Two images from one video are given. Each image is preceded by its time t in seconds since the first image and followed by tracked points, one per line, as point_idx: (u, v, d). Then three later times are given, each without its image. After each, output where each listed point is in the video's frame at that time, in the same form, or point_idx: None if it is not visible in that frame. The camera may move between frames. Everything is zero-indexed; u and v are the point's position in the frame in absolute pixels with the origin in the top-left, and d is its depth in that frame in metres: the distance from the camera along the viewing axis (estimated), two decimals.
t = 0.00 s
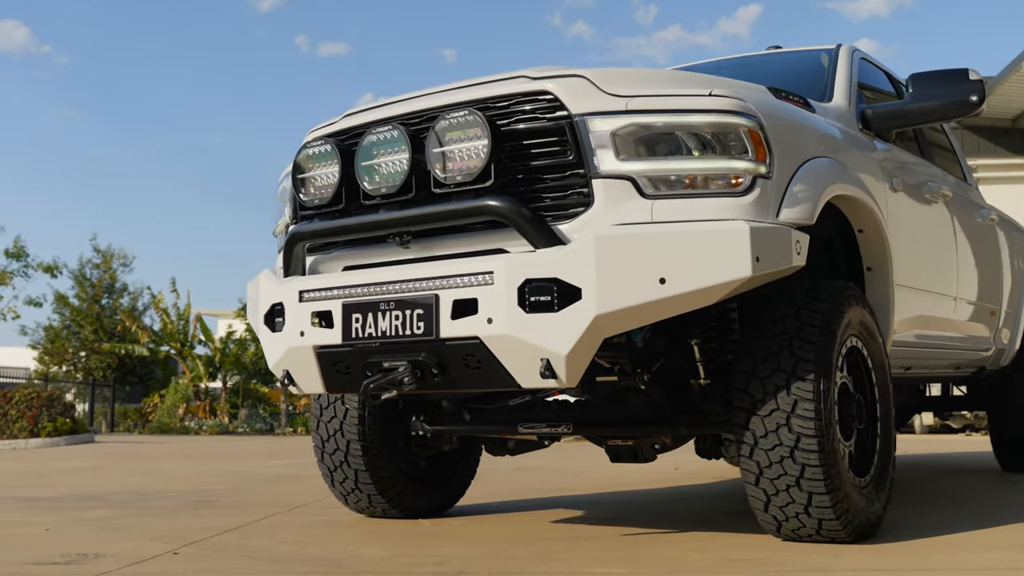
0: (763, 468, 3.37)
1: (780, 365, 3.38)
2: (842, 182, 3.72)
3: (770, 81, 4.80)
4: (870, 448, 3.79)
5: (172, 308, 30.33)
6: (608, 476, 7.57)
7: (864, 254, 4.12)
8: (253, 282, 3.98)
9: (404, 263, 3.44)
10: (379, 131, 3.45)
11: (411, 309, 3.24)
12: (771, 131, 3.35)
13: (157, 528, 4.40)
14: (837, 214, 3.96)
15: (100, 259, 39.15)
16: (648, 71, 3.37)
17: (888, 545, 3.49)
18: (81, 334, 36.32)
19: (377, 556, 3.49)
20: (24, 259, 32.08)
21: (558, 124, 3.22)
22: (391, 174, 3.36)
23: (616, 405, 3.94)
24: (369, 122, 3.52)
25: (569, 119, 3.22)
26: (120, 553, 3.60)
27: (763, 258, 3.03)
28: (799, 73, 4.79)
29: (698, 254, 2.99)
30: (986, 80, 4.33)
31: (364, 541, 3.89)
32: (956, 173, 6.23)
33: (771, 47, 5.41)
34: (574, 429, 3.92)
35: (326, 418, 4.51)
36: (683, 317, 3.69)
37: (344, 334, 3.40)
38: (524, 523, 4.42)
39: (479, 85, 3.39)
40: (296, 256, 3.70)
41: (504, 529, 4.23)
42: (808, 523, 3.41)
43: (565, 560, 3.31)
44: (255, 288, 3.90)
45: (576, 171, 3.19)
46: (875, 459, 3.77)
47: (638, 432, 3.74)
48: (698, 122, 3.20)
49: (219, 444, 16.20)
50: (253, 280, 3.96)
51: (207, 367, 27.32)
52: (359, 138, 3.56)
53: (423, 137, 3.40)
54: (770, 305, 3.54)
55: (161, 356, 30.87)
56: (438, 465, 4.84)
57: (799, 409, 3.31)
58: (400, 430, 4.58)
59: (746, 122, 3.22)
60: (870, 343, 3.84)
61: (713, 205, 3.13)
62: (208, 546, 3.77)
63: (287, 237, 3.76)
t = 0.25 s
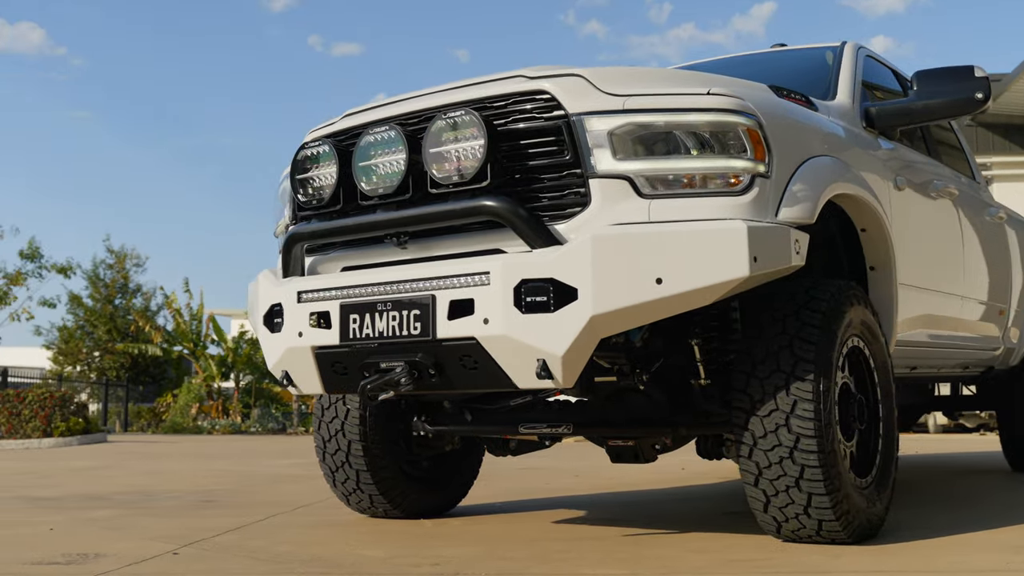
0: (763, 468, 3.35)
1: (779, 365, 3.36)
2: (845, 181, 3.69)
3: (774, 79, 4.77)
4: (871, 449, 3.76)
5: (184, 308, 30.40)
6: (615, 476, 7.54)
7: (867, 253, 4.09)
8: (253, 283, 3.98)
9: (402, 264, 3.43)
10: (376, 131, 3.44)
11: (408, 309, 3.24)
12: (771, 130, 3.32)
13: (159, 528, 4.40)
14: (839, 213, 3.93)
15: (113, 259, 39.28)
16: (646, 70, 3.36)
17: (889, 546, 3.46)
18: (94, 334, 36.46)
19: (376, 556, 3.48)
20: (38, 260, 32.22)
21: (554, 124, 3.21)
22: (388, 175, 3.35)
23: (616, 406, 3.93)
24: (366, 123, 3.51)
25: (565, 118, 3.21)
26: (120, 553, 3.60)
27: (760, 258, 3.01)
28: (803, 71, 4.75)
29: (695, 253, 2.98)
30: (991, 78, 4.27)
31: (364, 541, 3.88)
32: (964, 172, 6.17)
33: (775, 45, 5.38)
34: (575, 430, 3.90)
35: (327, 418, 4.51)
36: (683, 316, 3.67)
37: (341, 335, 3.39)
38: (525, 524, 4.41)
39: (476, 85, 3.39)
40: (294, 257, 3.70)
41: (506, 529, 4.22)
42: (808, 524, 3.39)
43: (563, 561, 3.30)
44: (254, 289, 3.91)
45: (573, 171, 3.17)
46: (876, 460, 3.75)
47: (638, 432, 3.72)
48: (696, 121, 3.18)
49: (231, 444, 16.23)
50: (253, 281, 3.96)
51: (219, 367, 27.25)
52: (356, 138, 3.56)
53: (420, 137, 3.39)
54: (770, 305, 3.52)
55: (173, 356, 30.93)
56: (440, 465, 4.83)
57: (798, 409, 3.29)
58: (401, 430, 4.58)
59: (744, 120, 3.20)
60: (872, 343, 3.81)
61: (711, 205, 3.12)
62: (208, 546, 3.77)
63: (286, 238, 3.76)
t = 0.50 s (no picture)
0: (761, 469, 3.34)
1: (777, 365, 3.35)
2: (845, 180, 3.67)
3: (776, 77, 4.74)
4: (873, 449, 3.74)
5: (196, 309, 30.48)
6: (621, 477, 7.51)
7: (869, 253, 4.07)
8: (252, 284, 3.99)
9: (399, 264, 3.43)
10: (373, 132, 3.44)
11: (405, 309, 3.23)
12: (768, 128, 3.30)
13: (161, 528, 4.41)
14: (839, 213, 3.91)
15: (126, 260, 39.42)
16: (643, 69, 3.35)
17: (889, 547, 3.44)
18: (107, 335, 36.59)
19: (374, 557, 3.48)
20: (51, 261, 32.34)
21: (550, 124, 3.20)
22: (385, 175, 3.35)
23: (616, 406, 3.92)
24: (364, 123, 3.51)
25: (561, 118, 3.21)
26: (120, 553, 3.61)
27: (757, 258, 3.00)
28: (806, 69, 4.73)
29: (692, 253, 2.96)
30: (994, 76, 4.23)
31: (363, 541, 3.88)
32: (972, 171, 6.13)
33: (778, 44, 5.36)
34: (574, 430, 3.89)
35: (328, 418, 4.51)
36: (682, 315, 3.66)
37: (339, 336, 3.39)
38: (527, 524, 4.40)
39: (473, 86, 3.38)
40: (292, 258, 3.70)
41: (506, 530, 4.21)
42: (807, 525, 3.37)
43: (560, 562, 3.29)
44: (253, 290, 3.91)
45: (569, 171, 3.17)
46: (877, 460, 3.73)
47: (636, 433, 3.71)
48: (693, 121, 3.17)
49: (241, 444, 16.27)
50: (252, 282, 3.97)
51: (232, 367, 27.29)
52: (353, 139, 3.56)
53: (417, 138, 3.39)
54: (769, 305, 3.50)
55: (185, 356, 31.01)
56: (442, 466, 4.83)
57: (797, 409, 3.27)
58: (403, 430, 4.58)
59: (742, 119, 3.19)
60: (874, 343, 3.78)
61: (707, 204, 3.10)
62: (207, 547, 3.77)
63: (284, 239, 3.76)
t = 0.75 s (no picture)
0: (759, 469, 3.32)
1: (775, 365, 3.33)
2: (844, 179, 3.65)
3: (778, 76, 4.72)
4: (873, 449, 3.72)
5: (208, 309, 30.52)
6: (628, 477, 7.49)
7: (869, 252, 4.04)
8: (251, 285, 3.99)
9: (396, 265, 3.43)
10: (369, 132, 3.44)
11: (401, 310, 3.23)
12: (765, 128, 3.29)
13: (163, 529, 4.43)
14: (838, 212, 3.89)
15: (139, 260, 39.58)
16: (639, 69, 3.34)
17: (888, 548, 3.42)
18: (120, 335, 36.72)
19: (371, 557, 3.48)
20: (64, 262, 32.47)
21: (545, 123, 3.20)
22: (381, 175, 3.35)
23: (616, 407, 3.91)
24: (361, 124, 3.51)
25: (557, 118, 3.20)
26: (119, 553, 3.62)
27: (752, 258, 2.99)
28: (808, 68, 4.70)
29: (687, 253, 2.95)
30: (996, 75, 4.18)
31: (362, 542, 3.88)
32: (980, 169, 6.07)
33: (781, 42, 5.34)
34: (573, 431, 3.88)
35: (328, 419, 4.52)
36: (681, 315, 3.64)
37: (336, 336, 3.39)
38: (527, 525, 4.40)
39: (468, 86, 3.38)
40: (290, 259, 3.71)
41: (506, 531, 4.21)
42: (806, 526, 3.36)
43: (557, 563, 3.28)
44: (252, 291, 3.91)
45: (565, 171, 3.16)
46: (878, 460, 3.71)
47: (635, 433, 3.70)
48: (688, 120, 3.16)
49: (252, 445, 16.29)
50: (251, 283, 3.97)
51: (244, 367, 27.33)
52: (350, 139, 3.56)
53: (413, 138, 3.39)
54: (767, 305, 3.48)
55: (197, 356, 31.07)
56: (444, 466, 4.83)
57: (794, 410, 3.26)
58: (403, 431, 4.58)
59: (738, 119, 3.18)
60: (874, 343, 3.76)
61: (703, 204, 3.09)
62: (206, 547, 3.78)
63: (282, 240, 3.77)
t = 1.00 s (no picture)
0: (756, 470, 3.31)
1: (772, 365, 3.32)
2: (843, 179, 3.63)
3: (779, 75, 4.70)
4: (872, 450, 3.70)
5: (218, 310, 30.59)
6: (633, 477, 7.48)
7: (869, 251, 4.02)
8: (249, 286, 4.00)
9: (393, 265, 3.43)
10: (365, 133, 3.44)
11: (396, 310, 3.23)
12: (760, 127, 3.28)
13: (164, 529, 4.44)
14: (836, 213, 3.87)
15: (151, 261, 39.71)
16: (635, 68, 3.33)
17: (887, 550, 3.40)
18: (131, 336, 36.84)
19: (368, 558, 3.49)
20: (75, 263, 32.61)
21: (540, 124, 3.20)
22: (377, 176, 3.35)
23: (614, 407, 3.90)
24: (357, 125, 3.52)
25: (552, 118, 3.20)
26: (117, 553, 3.63)
27: (747, 258, 2.98)
28: (809, 67, 4.68)
29: (681, 253, 2.95)
30: (998, 73, 4.13)
31: (361, 542, 3.88)
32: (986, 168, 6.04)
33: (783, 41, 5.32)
34: (572, 431, 3.88)
35: (329, 420, 4.52)
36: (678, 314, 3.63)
37: (332, 337, 3.40)
38: (526, 525, 4.39)
39: (465, 87, 3.38)
40: (288, 259, 3.71)
41: (505, 531, 4.21)
42: (803, 527, 3.34)
43: (554, 564, 3.27)
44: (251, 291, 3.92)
45: (560, 171, 3.16)
46: (877, 461, 3.69)
47: (632, 433, 3.69)
48: (684, 120, 3.16)
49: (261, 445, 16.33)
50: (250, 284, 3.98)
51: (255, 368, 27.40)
52: (346, 140, 3.56)
53: (408, 139, 3.39)
54: (765, 305, 3.47)
55: (208, 357, 31.15)
56: (445, 467, 4.84)
57: (791, 410, 3.24)
58: (404, 432, 4.58)
59: (734, 119, 3.18)
60: (874, 343, 3.74)
61: (698, 204, 3.08)
62: (204, 547, 3.79)
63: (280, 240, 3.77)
